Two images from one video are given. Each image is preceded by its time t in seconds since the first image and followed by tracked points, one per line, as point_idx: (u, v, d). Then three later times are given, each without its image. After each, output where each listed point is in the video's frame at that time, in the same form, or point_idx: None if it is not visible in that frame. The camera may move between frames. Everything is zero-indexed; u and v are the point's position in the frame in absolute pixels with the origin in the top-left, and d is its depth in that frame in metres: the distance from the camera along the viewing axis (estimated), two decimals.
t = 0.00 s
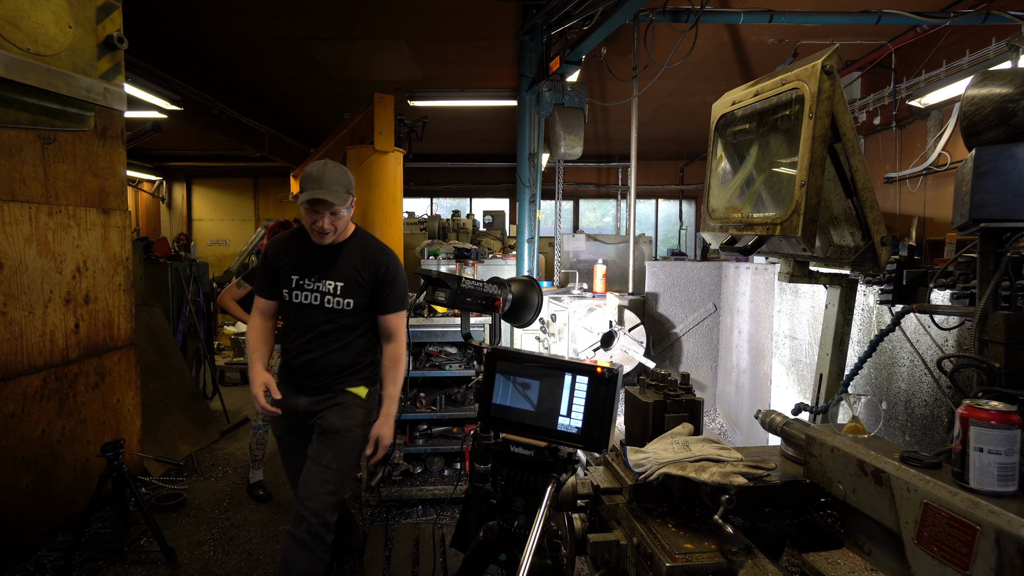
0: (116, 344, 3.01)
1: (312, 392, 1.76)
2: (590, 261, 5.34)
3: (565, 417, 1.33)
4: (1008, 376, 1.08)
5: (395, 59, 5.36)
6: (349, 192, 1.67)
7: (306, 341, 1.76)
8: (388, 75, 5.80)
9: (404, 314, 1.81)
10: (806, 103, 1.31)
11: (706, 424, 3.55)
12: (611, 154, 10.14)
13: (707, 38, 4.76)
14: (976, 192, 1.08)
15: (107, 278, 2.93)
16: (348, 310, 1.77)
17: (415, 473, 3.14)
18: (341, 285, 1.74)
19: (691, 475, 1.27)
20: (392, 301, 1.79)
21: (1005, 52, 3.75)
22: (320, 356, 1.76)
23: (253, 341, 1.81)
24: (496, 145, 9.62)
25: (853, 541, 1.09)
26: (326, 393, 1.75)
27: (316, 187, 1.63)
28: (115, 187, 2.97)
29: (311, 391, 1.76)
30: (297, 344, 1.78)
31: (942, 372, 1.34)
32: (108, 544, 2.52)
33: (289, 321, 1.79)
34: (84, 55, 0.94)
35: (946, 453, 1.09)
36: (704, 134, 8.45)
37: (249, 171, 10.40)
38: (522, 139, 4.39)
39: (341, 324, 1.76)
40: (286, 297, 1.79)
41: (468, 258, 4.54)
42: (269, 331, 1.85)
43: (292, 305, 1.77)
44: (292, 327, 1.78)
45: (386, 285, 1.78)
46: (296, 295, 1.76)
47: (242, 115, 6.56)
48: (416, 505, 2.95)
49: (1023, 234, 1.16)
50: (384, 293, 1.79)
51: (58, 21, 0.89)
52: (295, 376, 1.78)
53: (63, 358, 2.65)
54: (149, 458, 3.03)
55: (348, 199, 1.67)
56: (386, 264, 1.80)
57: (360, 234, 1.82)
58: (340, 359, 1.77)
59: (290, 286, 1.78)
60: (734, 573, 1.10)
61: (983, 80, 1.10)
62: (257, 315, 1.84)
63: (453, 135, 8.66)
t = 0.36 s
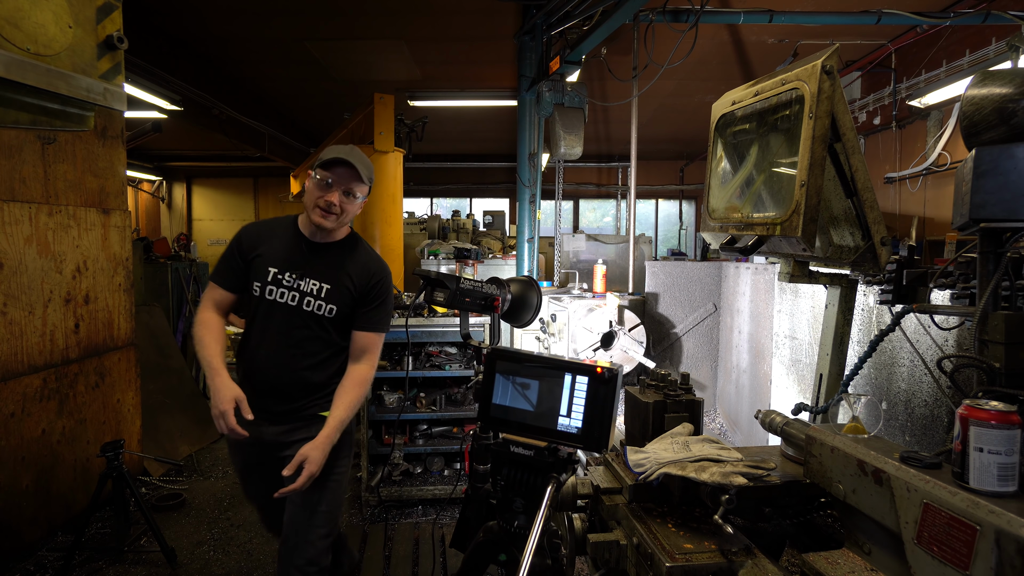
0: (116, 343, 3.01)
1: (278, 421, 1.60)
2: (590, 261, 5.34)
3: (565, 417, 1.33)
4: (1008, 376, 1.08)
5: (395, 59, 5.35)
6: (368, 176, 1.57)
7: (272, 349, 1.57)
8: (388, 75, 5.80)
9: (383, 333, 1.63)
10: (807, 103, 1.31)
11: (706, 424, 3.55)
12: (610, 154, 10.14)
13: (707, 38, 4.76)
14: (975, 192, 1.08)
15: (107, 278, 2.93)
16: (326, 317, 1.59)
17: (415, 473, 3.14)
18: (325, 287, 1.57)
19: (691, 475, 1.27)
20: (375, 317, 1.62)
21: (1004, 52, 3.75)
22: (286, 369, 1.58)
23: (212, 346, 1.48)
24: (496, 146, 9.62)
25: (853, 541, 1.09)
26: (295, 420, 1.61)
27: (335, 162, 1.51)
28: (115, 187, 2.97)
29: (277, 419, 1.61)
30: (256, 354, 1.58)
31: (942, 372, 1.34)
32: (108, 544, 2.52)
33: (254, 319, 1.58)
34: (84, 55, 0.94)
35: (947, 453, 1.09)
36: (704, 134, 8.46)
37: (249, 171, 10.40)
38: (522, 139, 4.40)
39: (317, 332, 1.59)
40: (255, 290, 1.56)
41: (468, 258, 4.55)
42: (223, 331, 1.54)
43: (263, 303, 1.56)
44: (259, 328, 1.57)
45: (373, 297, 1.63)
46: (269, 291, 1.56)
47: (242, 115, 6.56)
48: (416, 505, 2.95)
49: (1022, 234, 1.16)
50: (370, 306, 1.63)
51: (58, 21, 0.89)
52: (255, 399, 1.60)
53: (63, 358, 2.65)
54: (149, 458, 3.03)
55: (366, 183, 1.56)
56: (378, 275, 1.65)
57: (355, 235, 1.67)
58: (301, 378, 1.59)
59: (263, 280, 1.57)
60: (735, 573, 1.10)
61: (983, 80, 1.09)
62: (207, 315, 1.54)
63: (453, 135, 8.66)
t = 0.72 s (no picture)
0: (116, 343, 3.01)
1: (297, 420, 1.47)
2: (590, 261, 5.35)
3: (565, 417, 1.33)
4: (1008, 376, 1.08)
5: (395, 59, 5.35)
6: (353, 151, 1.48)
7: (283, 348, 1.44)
8: (388, 75, 5.79)
9: (385, 308, 1.63)
10: (807, 103, 1.31)
11: (707, 424, 3.55)
12: (611, 154, 10.14)
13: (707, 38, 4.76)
14: (976, 192, 1.08)
15: (107, 278, 2.93)
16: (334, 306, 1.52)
17: (415, 473, 3.14)
18: (330, 274, 1.50)
19: (691, 475, 1.27)
20: (374, 293, 1.60)
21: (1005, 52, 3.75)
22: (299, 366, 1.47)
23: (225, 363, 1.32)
24: (496, 146, 9.62)
25: (854, 541, 1.09)
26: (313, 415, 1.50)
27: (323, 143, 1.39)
28: (115, 187, 2.97)
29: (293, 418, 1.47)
30: (260, 359, 1.43)
31: (942, 372, 1.34)
32: (107, 544, 2.52)
33: (254, 323, 1.43)
34: (84, 55, 0.94)
35: (947, 453, 1.09)
36: (705, 134, 8.45)
37: (249, 171, 10.40)
38: (522, 139, 4.40)
39: (329, 322, 1.52)
40: (253, 292, 1.42)
41: (468, 258, 4.55)
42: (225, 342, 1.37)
43: (264, 303, 1.42)
44: (262, 331, 1.43)
45: (371, 275, 1.61)
46: (271, 289, 1.43)
47: (242, 115, 6.56)
48: (415, 505, 2.95)
49: (1023, 234, 1.16)
50: (371, 283, 1.61)
51: (58, 21, 0.89)
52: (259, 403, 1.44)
53: (63, 358, 2.65)
54: (149, 458, 3.03)
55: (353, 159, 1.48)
56: (374, 253, 1.63)
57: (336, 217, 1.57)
58: (321, 369, 1.50)
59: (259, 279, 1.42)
60: (734, 573, 1.10)
61: (983, 80, 1.10)
62: (200, 321, 1.35)
63: (453, 135, 8.66)
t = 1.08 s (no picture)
0: (116, 343, 3.01)
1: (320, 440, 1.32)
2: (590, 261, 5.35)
3: (565, 417, 1.33)
4: (1008, 376, 1.08)
5: (395, 59, 5.34)
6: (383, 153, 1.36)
7: (326, 362, 1.29)
8: (388, 75, 5.79)
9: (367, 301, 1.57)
10: (807, 103, 1.31)
11: (707, 424, 3.55)
12: (611, 154, 10.14)
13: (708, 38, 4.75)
14: (976, 192, 1.08)
15: (107, 278, 2.93)
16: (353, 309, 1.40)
17: (415, 473, 3.15)
18: (355, 275, 1.37)
19: (692, 475, 1.27)
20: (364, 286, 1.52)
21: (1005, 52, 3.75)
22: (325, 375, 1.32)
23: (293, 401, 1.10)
24: (496, 146, 9.63)
25: (853, 541, 1.09)
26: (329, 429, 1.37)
27: (384, 151, 1.26)
28: (115, 187, 2.97)
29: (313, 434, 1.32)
30: (302, 380, 1.25)
31: (942, 372, 1.34)
32: (107, 544, 2.52)
33: (294, 338, 1.23)
34: (84, 55, 0.94)
35: (947, 453, 1.09)
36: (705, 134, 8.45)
37: (249, 171, 10.40)
38: (522, 139, 4.40)
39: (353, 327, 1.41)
40: (296, 306, 1.20)
41: (468, 258, 4.55)
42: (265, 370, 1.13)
43: (308, 317, 1.23)
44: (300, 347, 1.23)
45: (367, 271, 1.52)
46: (318, 300, 1.24)
47: (242, 115, 6.56)
48: (415, 505, 2.95)
49: (1022, 234, 1.16)
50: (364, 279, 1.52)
51: (58, 21, 0.89)
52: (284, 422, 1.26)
53: (63, 358, 2.65)
54: (148, 458, 3.03)
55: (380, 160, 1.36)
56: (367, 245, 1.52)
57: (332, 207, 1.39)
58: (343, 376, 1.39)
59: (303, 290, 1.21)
60: (734, 573, 1.10)
61: (983, 80, 1.10)
62: (239, 352, 1.09)
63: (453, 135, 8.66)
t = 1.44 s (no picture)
0: (116, 343, 3.01)
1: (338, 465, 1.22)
2: (590, 261, 5.35)
3: (565, 417, 1.33)
4: (1008, 376, 1.08)
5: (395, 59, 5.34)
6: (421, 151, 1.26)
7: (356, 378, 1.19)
8: (388, 75, 5.79)
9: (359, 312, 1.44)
10: (806, 103, 1.31)
11: (707, 424, 3.55)
12: (611, 154, 10.15)
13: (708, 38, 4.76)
14: (976, 192, 1.08)
15: (107, 278, 2.92)
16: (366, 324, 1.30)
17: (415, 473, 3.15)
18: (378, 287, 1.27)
19: (692, 475, 1.26)
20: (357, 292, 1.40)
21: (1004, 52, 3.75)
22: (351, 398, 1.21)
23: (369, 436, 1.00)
24: (496, 146, 9.63)
25: (854, 541, 1.09)
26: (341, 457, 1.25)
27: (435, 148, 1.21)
28: (115, 187, 2.97)
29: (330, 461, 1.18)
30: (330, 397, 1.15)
31: (942, 372, 1.34)
32: (107, 544, 2.52)
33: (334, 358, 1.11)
34: (84, 55, 0.94)
35: (947, 453, 1.09)
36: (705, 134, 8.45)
37: (249, 171, 10.41)
38: (522, 139, 4.41)
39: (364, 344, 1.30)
40: (350, 325, 1.08)
41: (468, 258, 4.56)
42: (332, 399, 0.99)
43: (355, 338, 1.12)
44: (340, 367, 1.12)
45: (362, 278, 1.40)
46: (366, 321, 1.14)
47: (242, 115, 6.56)
48: (415, 505, 2.95)
49: (1022, 234, 1.16)
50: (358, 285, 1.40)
51: (58, 21, 0.89)
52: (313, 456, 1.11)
53: (63, 358, 2.65)
54: (148, 457, 3.04)
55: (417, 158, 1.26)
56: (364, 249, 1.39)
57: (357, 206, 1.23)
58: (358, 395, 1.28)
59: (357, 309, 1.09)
60: (734, 573, 1.10)
61: (983, 80, 1.10)
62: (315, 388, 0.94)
63: (453, 135, 8.66)
